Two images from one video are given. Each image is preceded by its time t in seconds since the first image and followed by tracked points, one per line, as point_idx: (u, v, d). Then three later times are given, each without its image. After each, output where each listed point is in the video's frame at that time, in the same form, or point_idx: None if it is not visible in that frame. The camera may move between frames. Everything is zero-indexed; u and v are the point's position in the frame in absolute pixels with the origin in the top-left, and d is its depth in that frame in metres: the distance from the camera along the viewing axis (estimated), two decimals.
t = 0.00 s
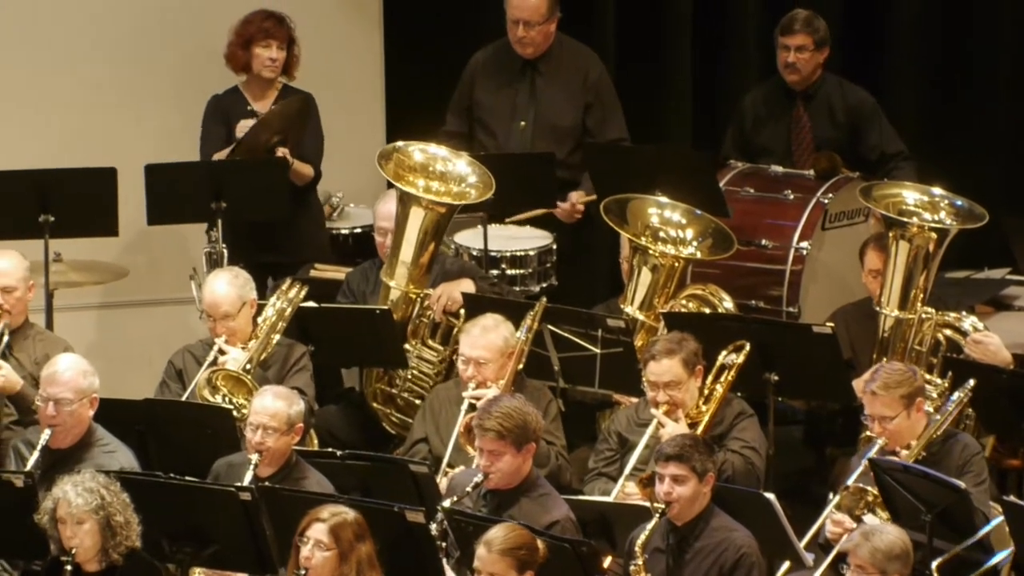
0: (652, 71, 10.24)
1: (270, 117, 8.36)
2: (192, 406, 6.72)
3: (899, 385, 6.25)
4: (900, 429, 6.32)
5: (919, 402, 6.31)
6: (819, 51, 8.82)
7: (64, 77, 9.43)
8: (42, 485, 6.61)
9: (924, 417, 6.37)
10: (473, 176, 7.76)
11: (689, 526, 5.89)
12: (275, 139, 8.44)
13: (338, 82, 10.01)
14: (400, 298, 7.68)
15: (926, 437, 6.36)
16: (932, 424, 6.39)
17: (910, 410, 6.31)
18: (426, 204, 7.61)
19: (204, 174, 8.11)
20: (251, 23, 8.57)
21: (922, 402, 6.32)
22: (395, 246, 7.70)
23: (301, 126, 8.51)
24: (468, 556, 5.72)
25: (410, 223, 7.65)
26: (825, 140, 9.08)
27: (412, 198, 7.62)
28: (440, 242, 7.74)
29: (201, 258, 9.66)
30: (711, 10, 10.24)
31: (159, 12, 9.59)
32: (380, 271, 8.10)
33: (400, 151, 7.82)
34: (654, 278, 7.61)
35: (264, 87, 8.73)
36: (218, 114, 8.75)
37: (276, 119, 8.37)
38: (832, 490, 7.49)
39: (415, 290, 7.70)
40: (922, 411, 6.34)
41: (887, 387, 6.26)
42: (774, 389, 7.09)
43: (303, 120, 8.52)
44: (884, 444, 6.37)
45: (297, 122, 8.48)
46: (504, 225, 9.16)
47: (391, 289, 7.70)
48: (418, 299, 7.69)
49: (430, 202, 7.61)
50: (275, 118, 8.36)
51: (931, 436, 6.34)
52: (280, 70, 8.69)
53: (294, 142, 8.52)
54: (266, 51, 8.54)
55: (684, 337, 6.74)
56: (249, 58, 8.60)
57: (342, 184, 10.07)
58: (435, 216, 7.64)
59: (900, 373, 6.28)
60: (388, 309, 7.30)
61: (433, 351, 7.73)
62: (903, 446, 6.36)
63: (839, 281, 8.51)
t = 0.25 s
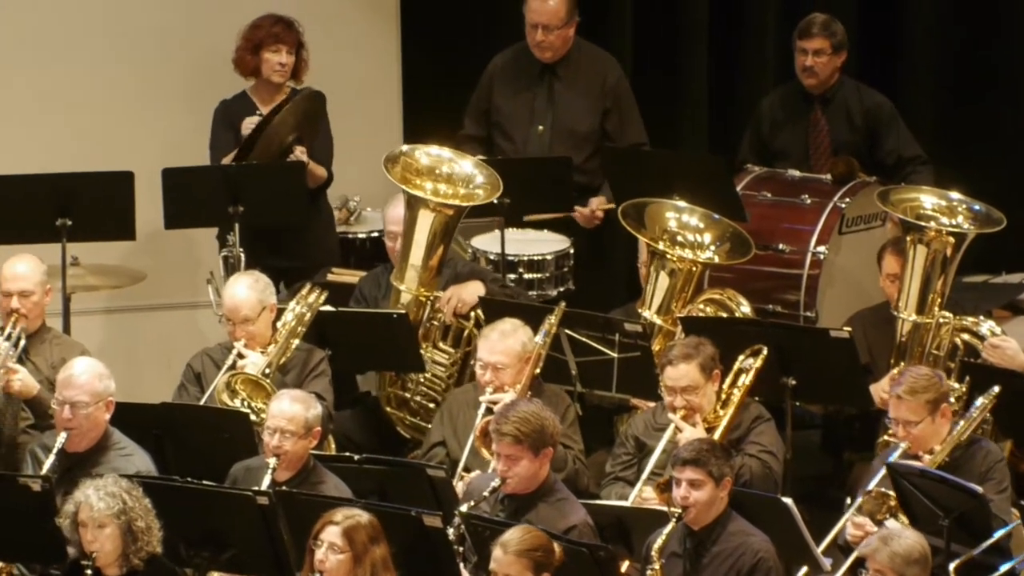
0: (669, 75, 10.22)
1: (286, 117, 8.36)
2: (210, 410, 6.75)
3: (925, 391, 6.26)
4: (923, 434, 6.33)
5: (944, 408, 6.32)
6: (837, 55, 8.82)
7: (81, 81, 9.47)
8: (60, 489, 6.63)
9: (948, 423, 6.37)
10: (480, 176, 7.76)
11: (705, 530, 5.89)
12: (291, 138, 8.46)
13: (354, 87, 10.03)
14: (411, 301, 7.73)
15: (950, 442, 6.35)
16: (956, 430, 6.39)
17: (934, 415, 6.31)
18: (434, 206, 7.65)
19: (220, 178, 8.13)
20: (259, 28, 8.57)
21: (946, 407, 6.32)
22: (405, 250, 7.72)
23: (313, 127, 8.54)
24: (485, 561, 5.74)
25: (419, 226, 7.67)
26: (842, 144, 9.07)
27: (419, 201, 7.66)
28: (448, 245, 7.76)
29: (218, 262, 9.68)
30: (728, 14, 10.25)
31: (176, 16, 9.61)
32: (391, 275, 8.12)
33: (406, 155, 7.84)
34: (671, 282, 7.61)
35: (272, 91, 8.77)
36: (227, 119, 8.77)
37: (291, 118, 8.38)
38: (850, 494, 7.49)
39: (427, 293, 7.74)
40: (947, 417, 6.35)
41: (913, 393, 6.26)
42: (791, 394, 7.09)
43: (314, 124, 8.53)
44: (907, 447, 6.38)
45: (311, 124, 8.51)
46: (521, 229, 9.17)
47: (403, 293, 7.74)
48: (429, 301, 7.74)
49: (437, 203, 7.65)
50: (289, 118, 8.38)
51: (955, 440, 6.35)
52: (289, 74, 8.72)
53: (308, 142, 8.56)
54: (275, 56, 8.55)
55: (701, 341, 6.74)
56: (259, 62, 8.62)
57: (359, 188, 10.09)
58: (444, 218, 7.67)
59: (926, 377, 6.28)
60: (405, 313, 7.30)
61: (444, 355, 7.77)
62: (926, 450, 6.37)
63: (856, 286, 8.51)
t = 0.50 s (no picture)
0: (690, 80, 10.24)
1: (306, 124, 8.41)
2: (233, 414, 6.79)
3: (956, 397, 6.27)
4: (952, 439, 6.34)
5: (974, 415, 6.32)
6: (858, 60, 8.82)
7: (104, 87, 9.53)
8: (81, 493, 6.69)
9: (976, 429, 6.38)
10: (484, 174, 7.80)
11: (727, 535, 5.91)
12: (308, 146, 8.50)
13: (375, 92, 10.07)
14: (422, 303, 7.73)
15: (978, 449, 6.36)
16: (984, 436, 6.40)
17: (963, 421, 6.32)
18: (439, 205, 7.65)
19: (241, 183, 8.17)
20: (278, 32, 8.65)
21: (977, 414, 6.32)
22: (413, 251, 7.71)
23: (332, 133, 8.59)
24: (505, 564, 5.75)
25: (424, 226, 7.67)
26: (864, 149, 9.07)
27: (423, 200, 7.66)
28: (455, 245, 7.75)
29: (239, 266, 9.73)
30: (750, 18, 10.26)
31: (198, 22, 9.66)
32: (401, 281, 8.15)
33: (411, 157, 7.83)
34: (692, 287, 7.62)
35: (292, 95, 8.79)
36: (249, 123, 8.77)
37: (308, 127, 8.43)
38: (872, 499, 7.50)
39: (437, 294, 7.74)
40: (975, 423, 6.35)
41: (944, 398, 6.28)
42: (813, 398, 7.11)
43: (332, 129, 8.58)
44: (935, 452, 6.40)
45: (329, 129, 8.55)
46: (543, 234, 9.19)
47: (413, 295, 7.73)
48: (439, 303, 7.74)
49: (442, 202, 7.65)
50: (309, 126, 8.42)
51: (982, 446, 6.36)
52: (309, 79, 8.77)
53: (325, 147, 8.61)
54: (293, 60, 8.61)
55: (721, 346, 6.76)
56: (276, 66, 8.67)
57: (382, 194, 10.12)
58: (450, 217, 7.67)
59: (957, 384, 6.30)
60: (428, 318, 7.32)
61: (455, 355, 7.77)
62: (953, 456, 6.38)
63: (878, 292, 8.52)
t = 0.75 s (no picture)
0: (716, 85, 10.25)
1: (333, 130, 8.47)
2: (257, 419, 6.81)
3: (986, 403, 6.29)
4: (980, 445, 6.36)
5: (1002, 421, 6.35)
6: (883, 65, 8.82)
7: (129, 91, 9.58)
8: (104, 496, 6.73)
9: (1004, 435, 6.40)
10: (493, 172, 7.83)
11: (751, 540, 5.94)
12: (335, 150, 8.54)
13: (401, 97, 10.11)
14: (434, 305, 7.74)
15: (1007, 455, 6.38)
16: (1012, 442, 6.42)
17: (992, 427, 6.35)
18: (450, 205, 7.67)
19: (266, 187, 8.21)
20: (312, 38, 8.63)
21: (1005, 420, 6.35)
22: (424, 253, 7.74)
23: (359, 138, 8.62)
24: (529, 569, 5.76)
25: (436, 226, 7.69)
26: (888, 154, 9.08)
27: (433, 201, 7.68)
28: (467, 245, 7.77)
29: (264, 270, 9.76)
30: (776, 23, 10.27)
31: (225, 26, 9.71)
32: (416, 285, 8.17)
33: (420, 160, 7.87)
34: (716, 292, 7.65)
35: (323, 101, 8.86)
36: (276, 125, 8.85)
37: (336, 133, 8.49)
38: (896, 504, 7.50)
39: (449, 296, 7.76)
40: (1003, 430, 6.38)
41: (973, 403, 6.30)
42: (837, 403, 7.12)
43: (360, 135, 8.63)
44: (964, 458, 6.42)
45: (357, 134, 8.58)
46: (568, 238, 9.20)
47: (425, 297, 7.74)
48: (451, 304, 7.76)
49: (453, 203, 7.67)
50: (336, 130, 8.46)
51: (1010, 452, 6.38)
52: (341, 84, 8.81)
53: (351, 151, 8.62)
54: (325, 68, 8.63)
55: (745, 350, 6.77)
56: (309, 71, 8.69)
57: (407, 199, 10.16)
58: (460, 217, 7.69)
59: (988, 390, 6.32)
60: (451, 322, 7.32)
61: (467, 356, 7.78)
62: (982, 461, 6.40)
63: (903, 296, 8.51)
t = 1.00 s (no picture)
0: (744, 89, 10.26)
1: (361, 136, 8.47)
2: (285, 423, 6.86)
3: (1015, 407, 6.31)
4: (1007, 449, 6.36)
5: None
6: (909, 69, 8.83)
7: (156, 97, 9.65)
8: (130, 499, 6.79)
9: None
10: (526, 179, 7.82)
11: (777, 543, 5.97)
12: (366, 154, 8.57)
13: (428, 102, 10.15)
14: (461, 308, 7.81)
15: None
16: None
17: (1020, 432, 6.35)
18: (480, 210, 7.70)
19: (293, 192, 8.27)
20: (350, 40, 8.68)
21: None
22: (454, 256, 7.80)
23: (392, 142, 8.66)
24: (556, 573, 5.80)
25: (467, 229, 7.74)
26: (915, 158, 9.09)
27: (464, 205, 7.72)
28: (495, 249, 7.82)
29: (291, 274, 9.82)
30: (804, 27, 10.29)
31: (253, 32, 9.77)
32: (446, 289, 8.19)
33: (453, 160, 7.90)
34: (743, 296, 7.66)
35: (360, 104, 8.88)
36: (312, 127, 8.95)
37: (364, 138, 8.48)
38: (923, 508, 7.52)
39: (476, 298, 7.83)
40: None
41: (1001, 408, 6.32)
42: (864, 407, 7.13)
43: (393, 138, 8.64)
44: (992, 462, 6.41)
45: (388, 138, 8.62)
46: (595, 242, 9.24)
47: (453, 299, 7.82)
48: (478, 307, 7.83)
49: (483, 207, 7.70)
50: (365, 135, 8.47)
51: None
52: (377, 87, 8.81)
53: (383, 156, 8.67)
54: (362, 70, 8.66)
55: (771, 354, 6.79)
56: (346, 74, 8.73)
57: (434, 203, 10.21)
58: (490, 222, 7.73)
59: (1016, 394, 6.34)
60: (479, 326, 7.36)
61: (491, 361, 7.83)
62: (1009, 466, 6.39)
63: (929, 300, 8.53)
